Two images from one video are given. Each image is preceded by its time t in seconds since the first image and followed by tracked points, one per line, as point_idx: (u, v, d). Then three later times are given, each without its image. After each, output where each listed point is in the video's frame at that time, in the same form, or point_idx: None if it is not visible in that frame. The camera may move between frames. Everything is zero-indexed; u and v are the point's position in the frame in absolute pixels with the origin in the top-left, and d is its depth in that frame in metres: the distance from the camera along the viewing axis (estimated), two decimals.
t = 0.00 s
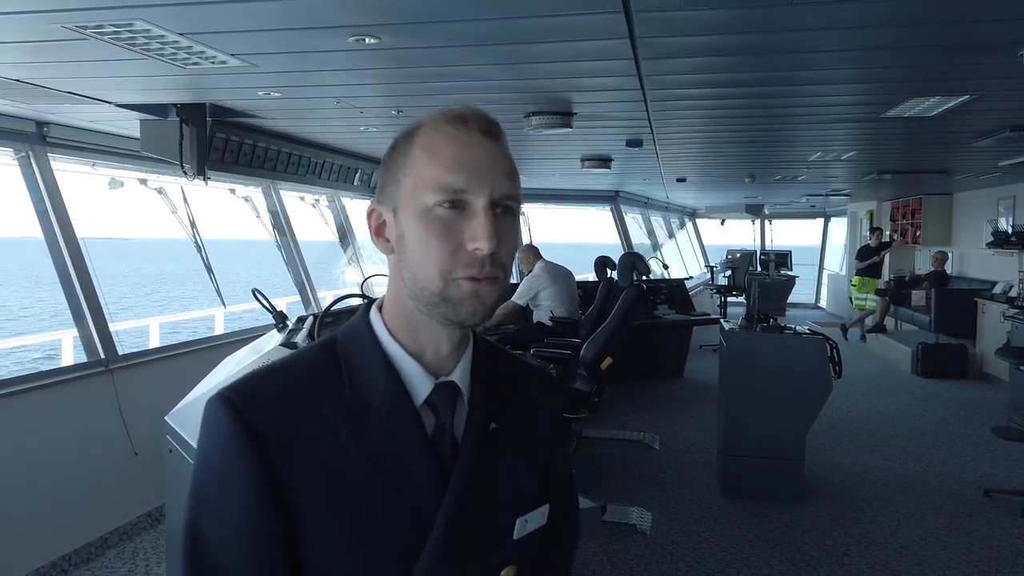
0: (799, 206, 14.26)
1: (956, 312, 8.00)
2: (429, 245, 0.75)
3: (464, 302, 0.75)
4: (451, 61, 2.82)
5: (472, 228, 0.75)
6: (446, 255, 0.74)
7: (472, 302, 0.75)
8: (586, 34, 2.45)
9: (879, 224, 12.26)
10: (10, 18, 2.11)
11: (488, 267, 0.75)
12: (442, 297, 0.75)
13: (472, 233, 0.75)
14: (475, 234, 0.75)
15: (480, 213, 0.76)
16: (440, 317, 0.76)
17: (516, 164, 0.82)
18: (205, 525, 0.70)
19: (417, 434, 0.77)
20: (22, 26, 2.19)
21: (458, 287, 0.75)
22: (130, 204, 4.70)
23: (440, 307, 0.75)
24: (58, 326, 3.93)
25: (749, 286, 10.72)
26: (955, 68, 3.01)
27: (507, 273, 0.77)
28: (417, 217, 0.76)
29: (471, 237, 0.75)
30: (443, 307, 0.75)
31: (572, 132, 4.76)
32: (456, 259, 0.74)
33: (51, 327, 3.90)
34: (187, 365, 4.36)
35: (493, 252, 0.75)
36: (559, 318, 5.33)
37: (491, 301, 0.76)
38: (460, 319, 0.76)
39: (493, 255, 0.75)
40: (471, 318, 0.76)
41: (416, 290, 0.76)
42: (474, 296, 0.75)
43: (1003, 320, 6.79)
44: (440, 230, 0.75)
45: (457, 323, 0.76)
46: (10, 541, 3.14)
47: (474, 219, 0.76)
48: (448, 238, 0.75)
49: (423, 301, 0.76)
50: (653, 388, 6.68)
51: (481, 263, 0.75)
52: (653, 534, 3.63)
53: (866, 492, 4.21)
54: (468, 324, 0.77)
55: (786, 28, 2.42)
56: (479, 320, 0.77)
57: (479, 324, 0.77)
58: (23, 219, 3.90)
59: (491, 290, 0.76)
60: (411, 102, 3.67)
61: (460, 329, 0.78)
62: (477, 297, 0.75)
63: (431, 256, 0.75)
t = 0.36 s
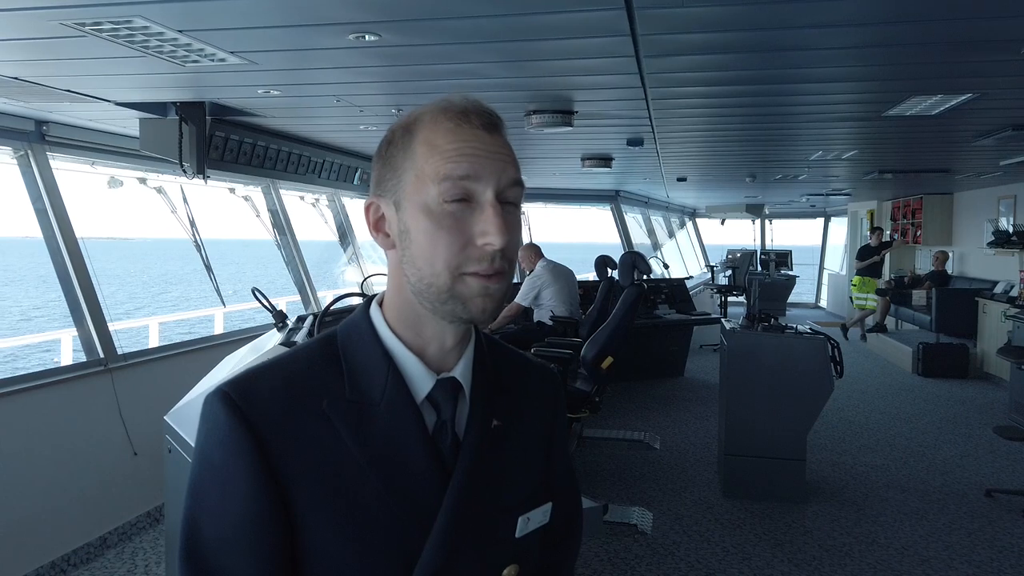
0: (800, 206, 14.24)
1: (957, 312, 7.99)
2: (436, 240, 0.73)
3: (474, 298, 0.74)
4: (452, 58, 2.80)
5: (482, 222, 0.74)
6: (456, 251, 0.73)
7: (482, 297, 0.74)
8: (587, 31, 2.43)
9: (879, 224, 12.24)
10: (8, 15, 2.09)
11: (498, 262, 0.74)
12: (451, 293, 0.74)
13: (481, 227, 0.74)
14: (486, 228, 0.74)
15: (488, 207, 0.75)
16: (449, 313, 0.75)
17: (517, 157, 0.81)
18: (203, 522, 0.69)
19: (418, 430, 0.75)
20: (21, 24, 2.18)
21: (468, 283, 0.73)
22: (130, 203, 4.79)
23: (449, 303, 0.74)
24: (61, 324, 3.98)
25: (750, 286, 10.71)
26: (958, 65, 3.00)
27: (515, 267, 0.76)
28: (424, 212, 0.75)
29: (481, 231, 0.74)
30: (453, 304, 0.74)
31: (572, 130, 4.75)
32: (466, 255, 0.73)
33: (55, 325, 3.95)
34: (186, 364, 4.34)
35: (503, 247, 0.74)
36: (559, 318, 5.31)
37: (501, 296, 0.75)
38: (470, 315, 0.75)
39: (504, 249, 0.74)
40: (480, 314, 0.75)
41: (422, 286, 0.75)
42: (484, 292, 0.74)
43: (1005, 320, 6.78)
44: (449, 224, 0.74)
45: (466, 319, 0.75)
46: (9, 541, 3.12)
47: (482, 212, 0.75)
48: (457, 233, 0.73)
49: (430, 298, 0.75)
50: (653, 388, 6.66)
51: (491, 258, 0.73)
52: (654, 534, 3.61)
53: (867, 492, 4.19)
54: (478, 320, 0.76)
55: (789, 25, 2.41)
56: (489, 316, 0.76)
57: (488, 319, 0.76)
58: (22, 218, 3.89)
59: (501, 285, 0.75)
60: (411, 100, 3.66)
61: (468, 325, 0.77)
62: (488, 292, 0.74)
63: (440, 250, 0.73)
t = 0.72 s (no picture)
0: (800, 206, 14.24)
1: (957, 312, 7.98)
2: (438, 242, 0.73)
3: (476, 301, 0.74)
4: (452, 58, 2.80)
5: (483, 224, 0.74)
6: (457, 253, 0.73)
7: (484, 299, 0.74)
8: (588, 31, 2.43)
9: (879, 224, 12.24)
10: (7, 14, 2.09)
11: (500, 264, 0.74)
12: (453, 295, 0.73)
13: (483, 229, 0.74)
14: (488, 230, 0.73)
15: (490, 209, 0.75)
16: (451, 316, 0.74)
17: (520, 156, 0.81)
18: (204, 524, 0.69)
19: (419, 431, 0.75)
20: (19, 23, 2.18)
21: (470, 286, 0.73)
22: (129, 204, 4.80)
23: (451, 306, 0.74)
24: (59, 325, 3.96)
25: (750, 286, 10.71)
26: (958, 66, 3.00)
27: (517, 269, 0.76)
28: (426, 214, 0.74)
29: (483, 233, 0.73)
30: (455, 306, 0.74)
31: (572, 130, 4.74)
32: (467, 257, 0.73)
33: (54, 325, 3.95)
34: (186, 364, 4.34)
35: (505, 249, 0.74)
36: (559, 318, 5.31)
37: (503, 298, 0.75)
38: (472, 318, 0.74)
39: (505, 251, 0.74)
40: (483, 316, 0.75)
41: (423, 288, 0.75)
42: (486, 295, 0.74)
43: (1004, 320, 6.78)
44: (451, 227, 0.73)
45: (468, 321, 0.75)
46: (8, 541, 3.12)
47: (484, 215, 0.74)
48: (459, 236, 0.73)
49: (431, 300, 0.75)
50: (653, 388, 6.66)
51: (493, 260, 0.73)
52: (654, 534, 3.61)
53: (867, 492, 4.19)
54: (480, 322, 0.75)
55: (789, 25, 2.41)
56: (490, 319, 0.75)
57: (489, 321, 0.76)
58: (22, 218, 3.89)
59: (503, 287, 0.74)
60: (411, 100, 3.65)
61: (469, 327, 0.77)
62: (490, 295, 0.74)
63: (441, 253, 0.73)
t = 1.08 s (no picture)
0: (799, 207, 14.25)
1: (955, 313, 8.00)
2: (427, 244, 0.74)
3: (465, 301, 0.74)
4: (450, 61, 2.81)
5: (471, 225, 0.75)
6: (446, 254, 0.74)
7: (473, 300, 0.74)
8: (585, 34, 2.44)
9: (879, 224, 12.26)
10: (6, 17, 2.10)
11: (488, 263, 0.74)
12: (442, 296, 0.74)
13: (471, 230, 0.74)
14: (475, 230, 0.74)
15: (477, 210, 0.75)
16: (441, 316, 0.75)
17: (508, 158, 0.82)
18: (203, 527, 0.70)
19: (415, 435, 0.76)
20: (18, 26, 2.18)
21: (459, 286, 0.74)
22: (130, 204, 4.76)
23: (440, 306, 0.75)
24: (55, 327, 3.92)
25: (749, 287, 10.72)
26: (955, 68, 3.01)
27: (506, 270, 0.77)
28: (415, 217, 0.75)
29: (470, 233, 0.74)
30: (444, 307, 0.75)
31: (571, 132, 4.75)
32: (455, 257, 0.74)
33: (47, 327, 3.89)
34: (186, 365, 4.35)
35: (492, 249, 0.74)
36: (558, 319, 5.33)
37: (492, 298, 0.76)
38: (462, 318, 0.75)
39: (493, 251, 0.74)
40: (472, 316, 0.75)
41: (414, 290, 0.75)
42: (474, 295, 0.74)
43: (1003, 321, 6.79)
44: (439, 228, 0.74)
45: (458, 322, 0.76)
46: (8, 543, 3.13)
47: (471, 216, 0.75)
48: (447, 237, 0.74)
49: (421, 302, 0.75)
50: (652, 389, 6.67)
51: (481, 260, 0.74)
52: (653, 535, 3.62)
53: (866, 493, 4.20)
54: (469, 322, 0.76)
55: (787, 28, 2.42)
56: (480, 319, 0.76)
57: (479, 322, 0.76)
58: (21, 219, 3.90)
59: (492, 286, 0.75)
60: (410, 102, 3.66)
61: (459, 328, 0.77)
62: (478, 295, 0.74)
63: (430, 254, 0.74)
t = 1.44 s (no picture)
0: (798, 207, 14.26)
1: (953, 312, 8.01)
2: (413, 237, 0.75)
3: (449, 292, 0.75)
4: (447, 61, 2.82)
5: (456, 219, 0.76)
6: (431, 246, 0.74)
7: (457, 291, 0.75)
8: (580, 35, 2.45)
9: (877, 224, 12.26)
10: (3, 18, 2.11)
11: (472, 256, 0.75)
12: (427, 287, 0.75)
13: (455, 224, 0.75)
14: (460, 224, 0.75)
15: (462, 204, 0.76)
16: (426, 308, 0.76)
17: (495, 157, 0.83)
18: (194, 521, 0.70)
19: (404, 428, 0.77)
20: (15, 26, 2.19)
21: (444, 278, 0.75)
22: (128, 205, 4.77)
23: (425, 298, 0.75)
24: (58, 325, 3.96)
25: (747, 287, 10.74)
26: (950, 68, 3.02)
27: (490, 263, 0.78)
28: (402, 211, 0.76)
29: (455, 227, 0.75)
30: (429, 298, 0.75)
31: (568, 132, 4.76)
32: (440, 250, 0.75)
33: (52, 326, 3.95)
34: (184, 365, 4.36)
35: (476, 242, 0.75)
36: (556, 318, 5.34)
37: (476, 291, 0.77)
38: (446, 310, 0.76)
39: (477, 244, 0.75)
40: (457, 307, 0.76)
41: (400, 283, 0.76)
42: (459, 286, 0.75)
43: (1001, 320, 6.80)
44: (424, 222, 0.75)
45: (443, 314, 0.77)
46: (5, 542, 3.14)
47: (456, 210, 0.76)
48: (432, 230, 0.75)
49: (408, 294, 0.76)
50: (650, 388, 6.68)
51: (465, 252, 0.75)
52: (649, 534, 3.63)
53: (862, 492, 4.21)
54: (454, 315, 0.77)
55: (782, 28, 2.42)
56: (464, 312, 0.77)
57: (463, 313, 0.77)
58: (19, 219, 3.91)
59: (476, 279, 0.76)
60: (407, 102, 3.68)
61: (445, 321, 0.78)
62: (462, 286, 0.75)
63: (415, 247, 0.75)
